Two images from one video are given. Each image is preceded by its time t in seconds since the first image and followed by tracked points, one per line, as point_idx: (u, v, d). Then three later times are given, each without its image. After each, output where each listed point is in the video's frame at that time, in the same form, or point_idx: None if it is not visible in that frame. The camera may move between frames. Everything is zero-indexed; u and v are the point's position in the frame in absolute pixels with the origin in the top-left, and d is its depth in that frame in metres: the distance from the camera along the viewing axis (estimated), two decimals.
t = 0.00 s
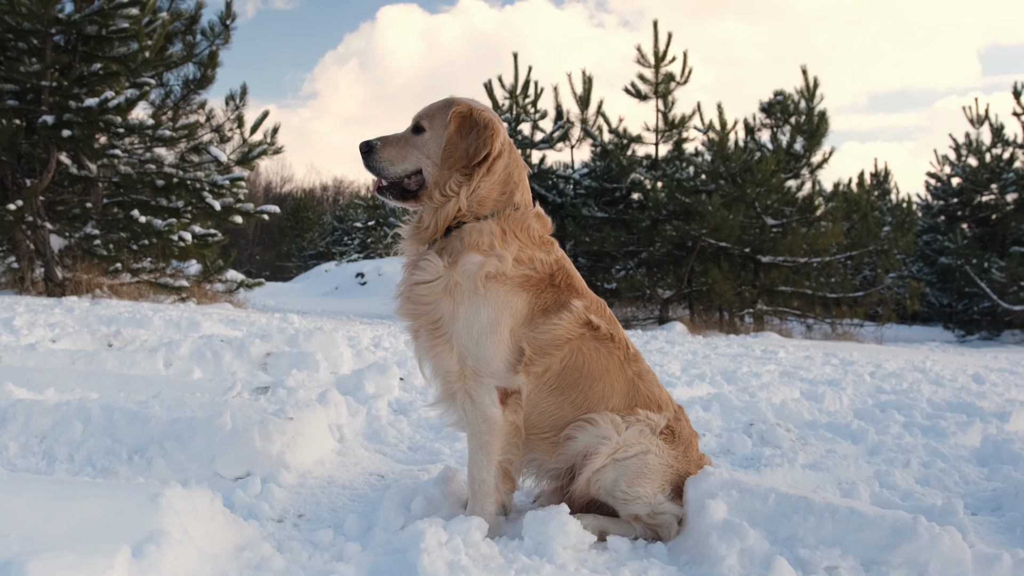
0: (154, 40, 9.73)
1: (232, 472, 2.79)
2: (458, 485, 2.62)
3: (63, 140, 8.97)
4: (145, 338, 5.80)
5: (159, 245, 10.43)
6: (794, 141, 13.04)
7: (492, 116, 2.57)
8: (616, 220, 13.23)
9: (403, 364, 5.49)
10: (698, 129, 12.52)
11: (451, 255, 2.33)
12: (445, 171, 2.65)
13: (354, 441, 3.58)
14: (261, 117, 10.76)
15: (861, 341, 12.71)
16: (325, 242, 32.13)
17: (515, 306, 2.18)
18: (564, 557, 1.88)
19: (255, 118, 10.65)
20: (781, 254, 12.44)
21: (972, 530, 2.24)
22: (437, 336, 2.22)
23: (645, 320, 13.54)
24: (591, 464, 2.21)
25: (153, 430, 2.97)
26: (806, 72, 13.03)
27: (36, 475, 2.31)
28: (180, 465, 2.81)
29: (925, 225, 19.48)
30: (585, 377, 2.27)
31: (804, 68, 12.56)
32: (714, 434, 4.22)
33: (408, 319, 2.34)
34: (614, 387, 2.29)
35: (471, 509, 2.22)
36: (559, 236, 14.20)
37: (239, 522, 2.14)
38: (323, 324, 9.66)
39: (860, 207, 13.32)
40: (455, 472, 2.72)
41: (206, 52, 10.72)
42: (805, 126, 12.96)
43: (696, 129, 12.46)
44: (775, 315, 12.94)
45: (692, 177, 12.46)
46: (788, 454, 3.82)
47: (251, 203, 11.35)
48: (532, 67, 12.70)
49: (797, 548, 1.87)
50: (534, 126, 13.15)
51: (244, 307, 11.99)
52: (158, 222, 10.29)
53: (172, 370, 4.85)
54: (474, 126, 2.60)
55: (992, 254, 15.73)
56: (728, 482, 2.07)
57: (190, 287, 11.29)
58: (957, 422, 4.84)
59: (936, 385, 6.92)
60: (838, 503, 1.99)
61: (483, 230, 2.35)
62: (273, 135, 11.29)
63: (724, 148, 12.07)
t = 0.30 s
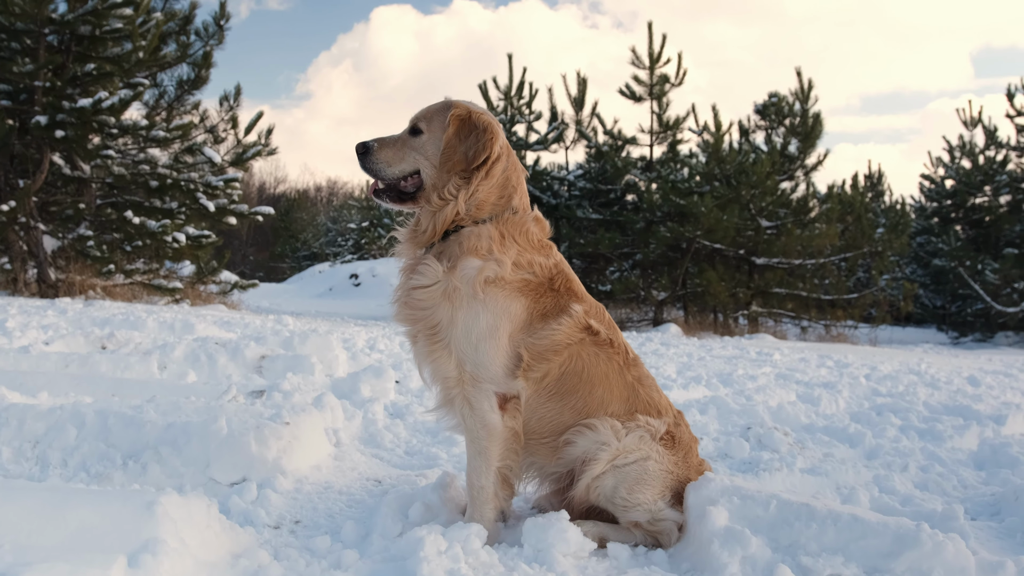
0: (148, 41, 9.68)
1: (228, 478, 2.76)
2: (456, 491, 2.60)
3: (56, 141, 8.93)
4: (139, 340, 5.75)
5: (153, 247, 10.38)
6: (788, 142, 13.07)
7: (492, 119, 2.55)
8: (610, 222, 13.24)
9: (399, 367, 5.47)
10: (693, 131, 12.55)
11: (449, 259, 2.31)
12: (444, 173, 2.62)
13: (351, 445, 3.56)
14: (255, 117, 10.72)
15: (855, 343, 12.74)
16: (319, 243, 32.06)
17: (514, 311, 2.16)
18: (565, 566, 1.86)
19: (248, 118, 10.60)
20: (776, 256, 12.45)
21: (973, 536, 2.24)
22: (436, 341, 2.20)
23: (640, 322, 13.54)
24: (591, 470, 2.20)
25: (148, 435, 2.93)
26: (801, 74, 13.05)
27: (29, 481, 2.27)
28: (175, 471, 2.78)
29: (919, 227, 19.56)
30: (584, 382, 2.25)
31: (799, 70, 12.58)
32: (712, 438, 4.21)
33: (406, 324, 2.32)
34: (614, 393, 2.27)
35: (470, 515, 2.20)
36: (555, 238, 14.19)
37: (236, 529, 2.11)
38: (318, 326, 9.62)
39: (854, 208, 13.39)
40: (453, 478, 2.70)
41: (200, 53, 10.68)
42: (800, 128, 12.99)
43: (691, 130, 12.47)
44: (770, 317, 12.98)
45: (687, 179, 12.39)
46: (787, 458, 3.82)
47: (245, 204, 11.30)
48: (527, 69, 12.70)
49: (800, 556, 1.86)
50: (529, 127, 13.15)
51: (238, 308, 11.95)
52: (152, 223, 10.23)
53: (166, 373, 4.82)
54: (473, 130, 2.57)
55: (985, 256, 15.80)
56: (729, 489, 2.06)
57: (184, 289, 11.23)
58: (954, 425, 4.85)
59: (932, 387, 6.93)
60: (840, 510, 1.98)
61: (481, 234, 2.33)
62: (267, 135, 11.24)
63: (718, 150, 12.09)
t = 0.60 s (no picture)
0: (144, 42, 9.65)
1: (227, 481, 2.74)
2: (457, 494, 2.59)
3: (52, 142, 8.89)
4: (136, 342, 5.73)
5: (149, 248, 10.34)
6: (784, 144, 13.09)
7: (494, 122, 2.54)
8: (606, 223, 13.24)
9: (396, 369, 5.45)
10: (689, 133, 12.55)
11: (450, 262, 2.29)
12: (445, 175, 2.61)
13: (350, 448, 3.54)
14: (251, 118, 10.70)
15: (851, 345, 12.76)
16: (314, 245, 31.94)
17: (515, 314, 2.15)
18: (567, 571, 1.84)
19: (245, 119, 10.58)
20: (772, 257, 12.46)
21: (976, 540, 2.24)
22: (437, 344, 2.19)
23: (637, 323, 13.53)
24: (593, 474, 2.18)
25: (147, 437, 2.91)
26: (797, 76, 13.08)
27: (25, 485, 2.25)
28: (173, 474, 2.75)
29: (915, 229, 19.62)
30: (586, 385, 2.24)
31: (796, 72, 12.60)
32: (711, 441, 4.21)
33: (406, 327, 2.30)
34: (616, 396, 2.25)
35: (471, 519, 2.18)
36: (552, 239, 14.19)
37: (236, 533, 2.10)
38: (316, 327, 9.61)
39: (850, 210, 13.42)
40: (454, 481, 2.68)
41: (196, 53, 10.65)
42: (796, 130, 13.01)
43: (687, 132, 12.48)
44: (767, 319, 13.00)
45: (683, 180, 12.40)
46: (787, 460, 3.81)
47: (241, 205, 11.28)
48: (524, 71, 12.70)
49: (805, 560, 1.85)
50: (526, 129, 13.14)
51: (234, 309, 11.90)
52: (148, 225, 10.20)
53: (163, 376, 4.80)
54: (476, 132, 2.55)
55: (981, 257, 15.86)
56: (733, 493, 2.05)
57: (180, 290, 11.19)
58: (953, 427, 4.86)
59: (929, 389, 6.94)
60: (844, 513, 1.97)
61: (483, 236, 2.31)
62: (263, 136, 11.22)
63: (715, 152, 12.10)
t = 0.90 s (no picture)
0: (140, 41, 9.62)
1: (228, 482, 2.72)
2: (462, 495, 2.57)
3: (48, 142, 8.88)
4: (133, 342, 5.71)
5: (145, 248, 10.32)
6: (781, 145, 13.10)
7: (500, 120, 2.52)
8: (603, 224, 13.24)
9: (395, 370, 5.44)
10: (685, 134, 12.56)
11: (455, 261, 2.28)
12: (450, 173, 2.59)
13: (351, 449, 3.52)
14: (247, 118, 10.68)
15: (847, 345, 12.79)
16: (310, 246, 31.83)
17: (521, 314, 2.14)
18: (574, 571, 1.83)
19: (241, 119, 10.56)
20: (768, 258, 12.48)
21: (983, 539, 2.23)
22: (442, 344, 2.18)
23: (634, 324, 13.54)
24: (599, 474, 2.17)
25: (147, 438, 2.88)
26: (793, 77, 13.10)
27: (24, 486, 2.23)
28: (174, 474, 2.73)
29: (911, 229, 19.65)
30: (592, 385, 2.23)
31: (792, 73, 12.62)
32: (712, 441, 4.20)
33: (411, 327, 2.29)
34: (622, 396, 2.24)
35: (477, 520, 2.17)
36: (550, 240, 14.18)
37: (239, 534, 2.08)
38: (313, 327, 9.57)
39: (846, 211, 13.43)
40: (458, 482, 2.66)
41: (192, 53, 10.62)
42: (792, 131, 13.03)
43: (683, 133, 12.49)
44: (763, 319, 13.03)
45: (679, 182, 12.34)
46: (789, 460, 3.81)
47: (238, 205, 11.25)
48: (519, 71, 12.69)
49: (813, 561, 1.84)
50: (522, 129, 13.13)
51: (230, 310, 11.87)
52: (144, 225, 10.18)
53: (161, 376, 4.78)
54: (481, 131, 2.54)
55: (977, 258, 15.91)
56: (740, 493, 2.04)
57: (176, 290, 11.16)
58: (952, 427, 4.87)
59: (927, 389, 6.95)
60: (852, 513, 1.96)
61: (488, 235, 2.30)
62: (259, 136, 11.20)
63: (711, 153, 12.06)
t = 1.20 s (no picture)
0: (136, 40, 9.58)
1: (231, 479, 2.70)
2: (467, 492, 2.56)
3: (43, 140, 8.85)
4: (131, 341, 5.68)
5: (140, 247, 10.28)
6: (777, 145, 13.10)
7: (506, 115, 2.51)
8: (599, 224, 13.22)
9: (394, 369, 5.42)
10: (682, 134, 12.53)
11: (461, 256, 2.26)
12: (455, 167, 2.57)
13: (353, 446, 3.51)
14: (242, 117, 10.65)
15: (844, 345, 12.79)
16: (304, 246, 31.66)
17: (527, 309, 2.12)
18: (584, 568, 1.82)
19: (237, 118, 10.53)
20: (764, 258, 12.48)
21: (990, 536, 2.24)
22: (447, 339, 2.16)
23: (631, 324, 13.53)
24: (606, 471, 2.16)
25: (149, 435, 2.86)
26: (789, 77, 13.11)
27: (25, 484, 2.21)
28: (176, 472, 2.71)
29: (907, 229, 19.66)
30: (599, 381, 2.21)
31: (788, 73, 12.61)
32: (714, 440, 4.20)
33: (416, 323, 2.27)
34: (628, 392, 2.23)
35: (483, 517, 2.16)
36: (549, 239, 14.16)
37: (243, 531, 2.06)
38: (310, 327, 9.52)
39: (843, 211, 13.39)
40: (463, 479, 2.65)
41: (188, 53, 10.58)
42: (788, 131, 13.02)
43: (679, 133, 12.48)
44: (759, 320, 13.05)
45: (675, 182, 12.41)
46: (792, 459, 3.81)
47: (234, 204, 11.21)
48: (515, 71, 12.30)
49: (824, 557, 1.83)
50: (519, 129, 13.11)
51: (226, 310, 11.83)
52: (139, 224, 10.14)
53: (161, 374, 4.76)
54: (487, 125, 2.52)
55: (972, 259, 15.95)
56: (749, 490, 2.04)
57: (172, 290, 11.12)
58: (952, 426, 4.87)
59: (926, 389, 6.95)
60: (862, 510, 1.96)
61: (494, 231, 2.28)
62: (255, 136, 11.18)
63: (707, 153, 12.03)
